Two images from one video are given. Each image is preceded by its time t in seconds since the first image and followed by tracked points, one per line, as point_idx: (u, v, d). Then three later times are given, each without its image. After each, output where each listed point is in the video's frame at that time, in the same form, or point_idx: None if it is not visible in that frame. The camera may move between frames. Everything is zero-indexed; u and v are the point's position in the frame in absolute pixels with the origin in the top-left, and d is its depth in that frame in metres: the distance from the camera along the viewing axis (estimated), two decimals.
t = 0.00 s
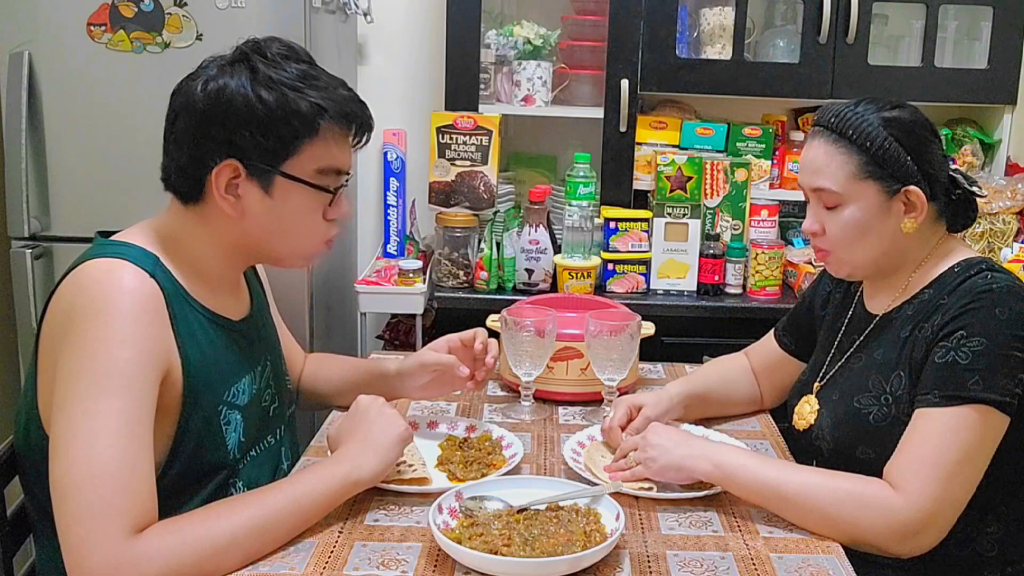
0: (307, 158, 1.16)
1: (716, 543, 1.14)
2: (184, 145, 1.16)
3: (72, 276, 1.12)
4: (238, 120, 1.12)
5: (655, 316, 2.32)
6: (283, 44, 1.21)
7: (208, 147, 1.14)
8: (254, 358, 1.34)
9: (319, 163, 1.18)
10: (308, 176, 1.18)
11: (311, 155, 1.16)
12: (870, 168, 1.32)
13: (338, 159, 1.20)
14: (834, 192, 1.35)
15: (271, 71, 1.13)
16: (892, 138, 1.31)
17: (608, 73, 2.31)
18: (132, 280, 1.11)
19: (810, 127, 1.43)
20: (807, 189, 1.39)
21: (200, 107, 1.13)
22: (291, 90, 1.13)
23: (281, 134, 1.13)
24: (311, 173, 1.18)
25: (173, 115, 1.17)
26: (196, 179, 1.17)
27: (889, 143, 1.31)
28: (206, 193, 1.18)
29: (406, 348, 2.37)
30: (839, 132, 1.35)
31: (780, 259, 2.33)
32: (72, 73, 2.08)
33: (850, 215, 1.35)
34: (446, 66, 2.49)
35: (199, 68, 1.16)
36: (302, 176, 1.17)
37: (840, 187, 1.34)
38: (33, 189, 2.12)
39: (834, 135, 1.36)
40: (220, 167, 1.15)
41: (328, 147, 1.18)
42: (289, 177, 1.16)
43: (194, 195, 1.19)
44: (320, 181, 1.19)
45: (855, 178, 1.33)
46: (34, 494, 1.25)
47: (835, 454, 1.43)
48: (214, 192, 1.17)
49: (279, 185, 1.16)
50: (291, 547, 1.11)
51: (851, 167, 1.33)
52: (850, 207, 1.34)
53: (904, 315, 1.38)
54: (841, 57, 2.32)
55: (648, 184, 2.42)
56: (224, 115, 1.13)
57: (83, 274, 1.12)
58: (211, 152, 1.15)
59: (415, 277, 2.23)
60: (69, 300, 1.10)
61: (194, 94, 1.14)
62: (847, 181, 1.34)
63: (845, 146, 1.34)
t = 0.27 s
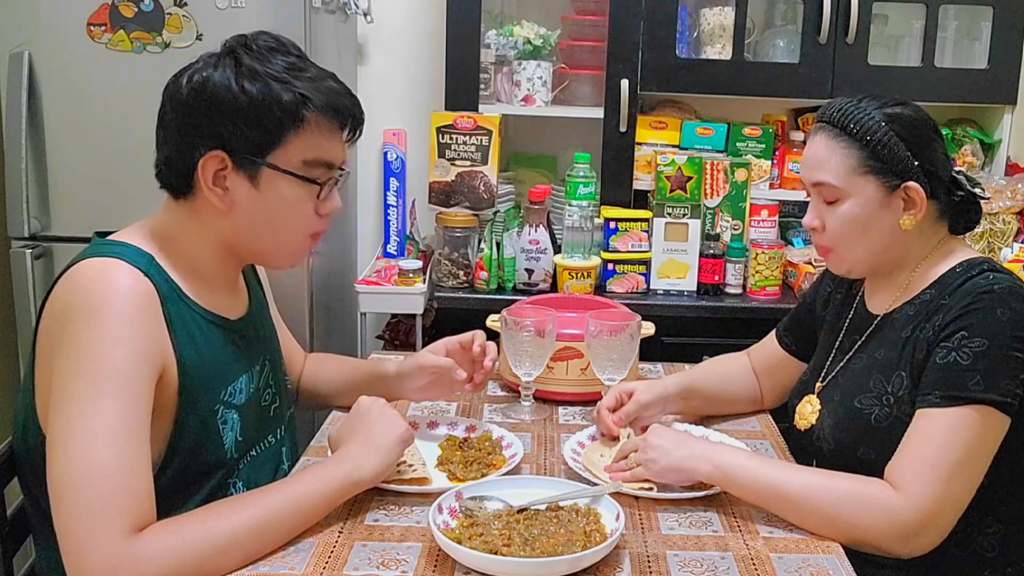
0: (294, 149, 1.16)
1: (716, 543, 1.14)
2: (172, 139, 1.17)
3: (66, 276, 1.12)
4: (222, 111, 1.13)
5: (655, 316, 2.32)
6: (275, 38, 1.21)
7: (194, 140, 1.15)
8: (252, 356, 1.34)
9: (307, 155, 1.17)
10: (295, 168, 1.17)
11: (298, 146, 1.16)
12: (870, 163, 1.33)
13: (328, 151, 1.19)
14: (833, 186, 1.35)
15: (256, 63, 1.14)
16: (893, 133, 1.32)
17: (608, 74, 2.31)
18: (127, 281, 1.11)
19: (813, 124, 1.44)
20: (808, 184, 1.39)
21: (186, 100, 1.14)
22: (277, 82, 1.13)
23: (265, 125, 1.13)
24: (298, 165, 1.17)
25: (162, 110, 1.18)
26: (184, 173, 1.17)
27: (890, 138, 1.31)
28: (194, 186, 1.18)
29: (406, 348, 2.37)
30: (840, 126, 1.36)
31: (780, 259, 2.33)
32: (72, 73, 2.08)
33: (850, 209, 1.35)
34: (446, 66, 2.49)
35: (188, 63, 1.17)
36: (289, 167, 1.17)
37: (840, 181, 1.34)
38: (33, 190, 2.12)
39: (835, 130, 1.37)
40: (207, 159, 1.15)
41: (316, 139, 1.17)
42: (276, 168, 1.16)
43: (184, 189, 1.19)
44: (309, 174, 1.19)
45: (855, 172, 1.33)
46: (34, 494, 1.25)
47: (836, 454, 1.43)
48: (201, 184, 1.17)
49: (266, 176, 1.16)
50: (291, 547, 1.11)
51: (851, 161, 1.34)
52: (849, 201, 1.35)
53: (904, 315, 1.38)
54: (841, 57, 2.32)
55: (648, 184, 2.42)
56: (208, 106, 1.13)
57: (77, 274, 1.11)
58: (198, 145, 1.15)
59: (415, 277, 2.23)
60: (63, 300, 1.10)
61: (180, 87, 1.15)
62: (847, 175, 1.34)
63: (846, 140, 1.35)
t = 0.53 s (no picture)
0: (284, 139, 1.16)
1: (716, 543, 1.14)
2: (165, 138, 1.18)
3: (64, 276, 1.12)
4: (209, 105, 1.13)
5: (655, 316, 2.32)
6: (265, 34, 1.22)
7: (185, 135, 1.16)
8: (251, 356, 1.34)
9: (297, 142, 1.17)
10: (287, 157, 1.17)
11: (288, 135, 1.16)
12: (870, 163, 1.33)
13: (318, 138, 1.18)
14: (832, 185, 1.35)
15: (241, 56, 1.14)
16: (894, 132, 1.32)
17: (608, 74, 2.31)
18: (126, 280, 1.11)
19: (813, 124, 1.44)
20: (808, 184, 1.39)
21: (175, 97, 1.15)
22: (262, 73, 1.13)
23: (253, 116, 1.13)
24: (289, 154, 1.17)
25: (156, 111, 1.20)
26: (179, 171, 1.18)
27: (890, 138, 1.31)
28: (190, 183, 1.19)
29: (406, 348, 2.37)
30: (838, 125, 1.36)
31: (780, 259, 2.33)
32: (72, 73, 2.08)
33: (850, 208, 1.35)
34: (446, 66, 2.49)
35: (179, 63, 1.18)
36: (280, 157, 1.16)
37: (839, 181, 1.34)
38: (33, 189, 2.12)
39: (834, 129, 1.37)
40: (198, 154, 1.15)
41: (305, 126, 1.17)
42: (266, 159, 1.16)
43: (181, 187, 1.19)
44: (302, 163, 1.18)
45: (854, 171, 1.34)
46: (33, 494, 1.25)
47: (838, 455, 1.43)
48: (196, 181, 1.18)
49: (257, 167, 1.16)
50: (291, 547, 1.11)
51: (850, 160, 1.34)
52: (848, 200, 1.35)
53: (905, 315, 1.38)
54: (841, 57, 2.32)
55: (648, 184, 2.42)
56: (196, 101, 1.14)
57: (75, 274, 1.11)
58: (188, 140, 1.16)
59: (415, 277, 2.23)
60: (61, 300, 1.10)
61: (170, 86, 1.16)
62: (846, 174, 1.34)
63: (844, 139, 1.35)
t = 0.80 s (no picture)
0: (276, 133, 1.16)
1: (716, 543, 1.14)
2: (160, 138, 1.19)
3: (63, 276, 1.12)
4: (199, 102, 1.14)
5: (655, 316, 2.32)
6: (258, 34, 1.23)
7: (178, 134, 1.16)
8: (251, 357, 1.34)
9: (289, 136, 1.16)
10: (278, 151, 1.16)
11: (278, 130, 1.16)
12: (870, 167, 1.33)
13: (310, 131, 1.18)
14: (832, 189, 1.35)
15: (231, 54, 1.16)
16: (893, 136, 1.32)
17: (608, 74, 2.31)
18: (126, 280, 1.11)
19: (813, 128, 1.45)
20: (809, 188, 1.40)
21: (168, 97, 1.17)
22: (251, 69, 1.14)
23: (244, 110, 1.14)
24: (281, 149, 1.16)
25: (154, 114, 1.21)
26: (174, 168, 1.18)
27: (890, 141, 1.31)
28: (185, 181, 1.19)
29: (406, 348, 2.37)
30: (837, 129, 1.37)
31: (780, 259, 2.33)
32: (72, 73, 2.08)
33: (850, 212, 1.35)
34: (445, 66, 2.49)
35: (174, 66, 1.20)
36: (271, 152, 1.16)
37: (838, 186, 1.35)
38: (33, 190, 2.12)
39: (833, 133, 1.37)
40: (191, 151, 1.16)
41: (297, 121, 1.17)
42: (257, 154, 1.16)
43: (177, 186, 1.20)
44: (294, 157, 1.18)
45: (854, 175, 1.34)
46: (33, 494, 1.25)
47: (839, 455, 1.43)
48: (190, 177, 1.18)
49: (249, 163, 1.16)
50: (291, 547, 1.11)
51: (849, 164, 1.34)
52: (850, 206, 1.35)
53: (906, 316, 1.38)
54: (841, 57, 2.32)
55: (648, 184, 2.42)
56: (187, 99, 1.15)
57: (75, 274, 1.11)
58: (182, 139, 1.16)
59: (415, 277, 2.23)
60: (61, 300, 1.10)
61: (164, 87, 1.18)
62: (846, 178, 1.34)
63: (843, 143, 1.35)
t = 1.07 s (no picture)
0: (252, 121, 1.16)
1: (716, 543, 1.14)
2: (151, 136, 1.22)
3: (60, 276, 1.12)
4: (179, 95, 1.16)
5: (655, 316, 2.32)
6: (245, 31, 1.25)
7: (164, 129, 1.19)
8: (250, 357, 1.34)
9: (265, 125, 1.17)
10: (255, 140, 1.17)
11: (255, 119, 1.16)
12: (875, 168, 1.33)
13: (286, 119, 1.18)
14: (839, 190, 1.36)
15: (208, 48, 1.18)
16: (897, 137, 1.32)
17: (608, 74, 2.31)
18: (122, 280, 1.11)
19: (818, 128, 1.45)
20: (816, 189, 1.40)
21: (155, 95, 1.19)
22: (227, 60, 1.16)
23: (220, 102, 1.15)
24: (257, 137, 1.17)
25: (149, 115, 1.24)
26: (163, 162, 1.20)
27: (895, 143, 1.32)
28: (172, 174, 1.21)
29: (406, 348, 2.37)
30: (842, 130, 1.37)
31: (780, 259, 2.33)
32: (72, 73, 2.08)
33: (856, 214, 1.35)
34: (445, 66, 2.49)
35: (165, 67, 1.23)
36: (248, 140, 1.16)
37: (844, 187, 1.35)
38: (33, 190, 2.12)
39: (838, 134, 1.37)
40: (174, 144, 1.18)
41: (273, 111, 1.17)
42: (234, 143, 1.16)
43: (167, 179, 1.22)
44: (271, 145, 1.17)
45: (861, 177, 1.34)
46: (33, 494, 1.25)
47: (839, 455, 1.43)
48: (175, 171, 1.19)
49: (227, 152, 1.16)
50: (291, 546, 1.11)
51: (854, 165, 1.34)
52: (858, 207, 1.35)
53: (911, 317, 1.37)
54: (841, 57, 2.32)
55: (648, 184, 2.42)
56: (169, 94, 1.17)
57: (71, 274, 1.11)
58: (166, 133, 1.19)
59: (415, 277, 2.23)
60: (59, 299, 1.10)
61: (153, 86, 1.20)
62: (851, 179, 1.35)
63: (847, 143, 1.35)
